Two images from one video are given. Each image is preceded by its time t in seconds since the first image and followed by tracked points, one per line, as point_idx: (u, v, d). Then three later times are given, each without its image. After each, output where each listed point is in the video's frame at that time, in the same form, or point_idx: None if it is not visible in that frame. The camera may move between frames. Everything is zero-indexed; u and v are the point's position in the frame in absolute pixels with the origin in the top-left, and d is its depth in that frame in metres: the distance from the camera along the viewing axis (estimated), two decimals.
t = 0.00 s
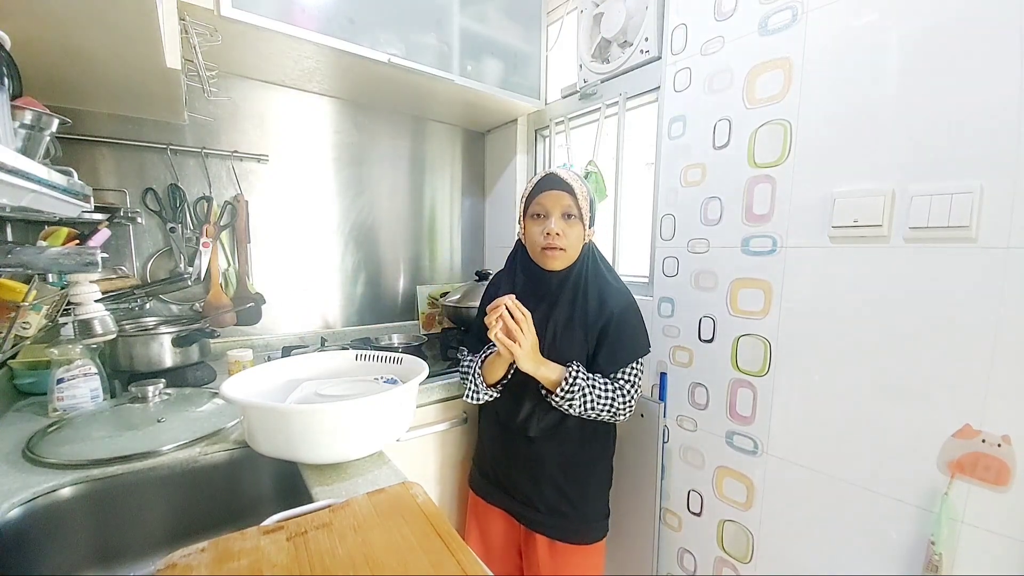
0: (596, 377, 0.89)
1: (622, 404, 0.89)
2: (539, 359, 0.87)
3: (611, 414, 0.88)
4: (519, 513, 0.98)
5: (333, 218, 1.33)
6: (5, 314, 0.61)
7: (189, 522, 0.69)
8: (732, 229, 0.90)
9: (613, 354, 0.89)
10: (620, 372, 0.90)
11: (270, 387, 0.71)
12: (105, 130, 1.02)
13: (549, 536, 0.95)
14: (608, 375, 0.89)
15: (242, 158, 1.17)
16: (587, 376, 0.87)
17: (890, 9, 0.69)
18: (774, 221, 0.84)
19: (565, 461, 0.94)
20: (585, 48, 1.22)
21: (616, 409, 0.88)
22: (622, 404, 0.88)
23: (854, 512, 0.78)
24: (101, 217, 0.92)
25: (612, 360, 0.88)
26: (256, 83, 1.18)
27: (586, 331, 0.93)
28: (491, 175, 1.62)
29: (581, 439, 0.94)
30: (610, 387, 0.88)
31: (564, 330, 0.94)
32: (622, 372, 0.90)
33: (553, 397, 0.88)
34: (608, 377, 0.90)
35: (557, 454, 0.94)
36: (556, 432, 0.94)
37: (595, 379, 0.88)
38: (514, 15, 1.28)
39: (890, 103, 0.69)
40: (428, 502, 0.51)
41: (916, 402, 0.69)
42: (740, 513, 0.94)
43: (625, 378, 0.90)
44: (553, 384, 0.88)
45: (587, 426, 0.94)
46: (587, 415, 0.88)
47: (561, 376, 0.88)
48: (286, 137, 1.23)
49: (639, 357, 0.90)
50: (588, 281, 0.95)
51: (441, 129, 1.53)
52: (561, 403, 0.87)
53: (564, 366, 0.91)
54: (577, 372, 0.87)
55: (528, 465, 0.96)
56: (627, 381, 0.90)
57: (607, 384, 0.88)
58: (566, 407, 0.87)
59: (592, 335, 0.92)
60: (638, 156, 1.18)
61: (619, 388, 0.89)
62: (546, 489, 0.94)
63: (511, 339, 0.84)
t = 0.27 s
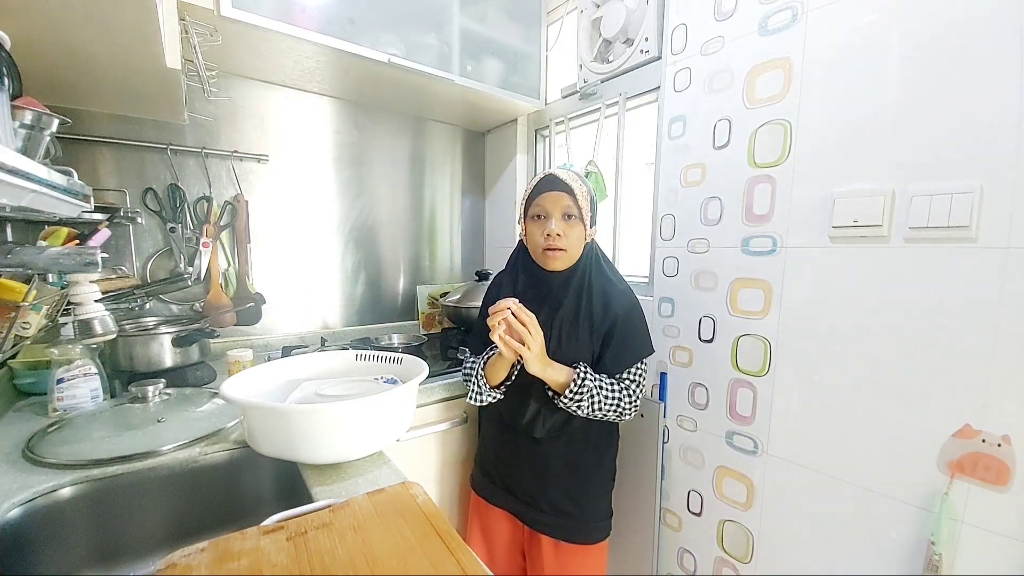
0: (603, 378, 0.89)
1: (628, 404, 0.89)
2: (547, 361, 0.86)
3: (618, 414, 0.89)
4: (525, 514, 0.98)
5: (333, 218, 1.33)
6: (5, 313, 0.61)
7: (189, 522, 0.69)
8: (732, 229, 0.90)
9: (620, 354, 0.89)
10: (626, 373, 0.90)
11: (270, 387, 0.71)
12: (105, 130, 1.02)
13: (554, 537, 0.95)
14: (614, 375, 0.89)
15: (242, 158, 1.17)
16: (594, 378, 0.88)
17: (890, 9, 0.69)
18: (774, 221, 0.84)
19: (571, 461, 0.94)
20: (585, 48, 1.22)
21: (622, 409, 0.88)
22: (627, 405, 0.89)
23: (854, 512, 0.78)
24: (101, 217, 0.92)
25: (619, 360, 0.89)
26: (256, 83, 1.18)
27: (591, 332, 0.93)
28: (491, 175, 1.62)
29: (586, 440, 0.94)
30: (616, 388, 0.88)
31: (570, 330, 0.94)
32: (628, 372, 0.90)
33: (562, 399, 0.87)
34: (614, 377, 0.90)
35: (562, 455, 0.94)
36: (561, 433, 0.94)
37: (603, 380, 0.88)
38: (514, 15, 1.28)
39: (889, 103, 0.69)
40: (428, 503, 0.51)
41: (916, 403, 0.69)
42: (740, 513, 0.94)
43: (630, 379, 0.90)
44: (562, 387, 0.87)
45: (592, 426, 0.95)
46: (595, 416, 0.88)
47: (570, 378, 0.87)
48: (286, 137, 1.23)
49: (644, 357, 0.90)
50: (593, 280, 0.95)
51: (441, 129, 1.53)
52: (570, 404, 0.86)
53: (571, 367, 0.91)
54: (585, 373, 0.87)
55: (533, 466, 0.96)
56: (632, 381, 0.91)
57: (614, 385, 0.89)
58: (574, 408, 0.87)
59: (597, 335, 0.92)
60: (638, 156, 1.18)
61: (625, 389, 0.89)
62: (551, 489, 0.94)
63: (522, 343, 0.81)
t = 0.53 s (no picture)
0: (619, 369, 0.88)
1: (642, 396, 0.89)
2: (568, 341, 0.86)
3: (632, 406, 0.88)
4: (530, 515, 0.98)
5: (333, 218, 1.33)
6: (5, 314, 0.61)
7: (189, 522, 0.69)
8: (732, 229, 0.90)
9: (630, 352, 0.88)
10: (639, 368, 0.90)
11: (271, 387, 0.71)
12: (105, 129, 1.02)
13: (560, 538, 0.95)
14: (628, 369, 0.88)
15: (242, 158, 1.17)
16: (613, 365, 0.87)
17: (890, 9, 0.69)
18: (774, 221, 0.84)
19: (576, 462, 0.94)
20: (585, 48, 1.22)
21: (637, 399, 0.88)
22: (641, 396, 0.89)
23: (853, 511, 0.78)
24: (101, 217, 0.92)
25: (632, 355, 0.87)
26: (256, 83, 1.18)
27: (598, 329, 0.92)
28: (491, 175, 1.62)
29: (591, 441, 0.95)
30: (631, 377, 0.88)
31: (576, 329, 0.93)
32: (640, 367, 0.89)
33: (581, 383, 0.85)
34: (627, 369, 0.88)
35: (568, 455, 0.94)
36: (567, 434, 0.94)
37: (618, 370, 0.88)
38: (514, 15, 1.28)
39: (889, 103, 0.69)
40: (428, 502, 0.51)
41: (916, 402, 0.69)
42: (740, 513, 0.94)
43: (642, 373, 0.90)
44: (583, 370, 0.85)
45: (598, 425, 0.95)
46: (611, 405, 0.87)
47: (589, 361, 0.85)
48: (286, 137, 1.23)
49: (651, 356, 0.89)
50: (597, 281, 0.95)
51: (441, 129, 1.53)
52: (589, 388, 0.84)
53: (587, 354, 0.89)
54: (604, 358, 0.86)
55: (540, 467, 0.96)
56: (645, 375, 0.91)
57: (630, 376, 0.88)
58: (592, 394, 0.85)
59: (607, 331, 0.91)
60: (638, 156, 1.18)
61: (639, 380, 0.89)
62: (558, 489, 0.94)
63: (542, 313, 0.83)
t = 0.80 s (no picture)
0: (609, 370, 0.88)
1: (632, 398, 0.88)
2: (552, 338, 0.86)
3: (621, 407, 0.87)
4: (527, 516, 0.98)
5: (333, 218, 1.33)
6: (5, 314, 0.61)
7: (189, 522, 0.69)
8: (732, 229, 0.90)
9: (623, 351, 0.88)
10: (630, 368, 0.89)
11: (271, 387, 0.71)
12: (105, 129, 1.02)
13: (557, 539, 0.95)
14: (617, 370, 0.88)
15: (242, 158, 1.17)
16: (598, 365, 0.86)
17: (890, 9, 0.69)
18: (774, 221, 0.84)
19: (573, 463, 0.94)
20: (585, 48, 1.22)
21: (625, 400, 0.87)
22: (631, 397, 0.88)
23: (853, 511, 0.78)
24: (101, 217, 0.92)
25: (625, 355, 0.87)
26: (256, 83, 1.18)
27: (592, 328, 0.92)
28: (491, 175, 1.62)
29: (589, 443, 0.94)
30: (620, 377, 0.88)
31: (570, 328, 0.93)
32: (633, 368, 0.89)
33: (564, 382, 0.85)
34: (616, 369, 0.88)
35: (564, 456, 0.94)
36: (564, 437, 0.94)
37: (606, 370, 0.87)
38: (514, 15, 1.28)
39: (890, 102, 0.69)
40: (428, 503, 0.51)
41: (916, 402, 0.69)
42: (740, 513, 0.94)
43: (635, 374, 0.89)
44: (565, 368, 0.85)
45: (596, 426, 0.95)
46: (596, 405, 0.86)
47: (573, 360, 0.85)
48: (286, 137, 1.23)
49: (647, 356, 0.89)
50: (596, 280, 0.95)
51: (441, 129, 1.53)
52: (572, 387, 0.84)
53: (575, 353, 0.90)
54: (590, 357, 0.86)
55: (537, 468, 0.95)
56: (637, 376, 0.90)
57: (618, 376, 0.88)
58: (575, 392, 0.85)
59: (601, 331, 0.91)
60: (638, 156, 1.18)
61: (630, 381, 0.88)
62: (554, 490, 0.94)
63: (518, 319, 0.84)
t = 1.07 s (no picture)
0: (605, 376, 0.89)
1: (628, 403, 0.89)
2: (546, 350, 0.86)
3: (619, 411, 0.88)
4: (522, 514, 0.98)
5: (333, 218, 1.33)
6: (5, 314, 0.61)
7: (189, 522, 0.69)
8: (732, 229, 0.90)
9: (620, 353, 0.89)
10: (627, 371, 0.90)
11: (272, 387, 0.71)
12: (105, 129, 1.02)
13: (552, 539, 0.95)
14: (614, 373, 0.89)
15: (242, 158, 1.17)
16: (594, 373, 0.87)
17: (890, 9, 0.69)
18: (774, 221, 0.84)
19: (569, 463, 0.94)
20: (585, 48, 1.22)
21: (622, 407, 0.88)
22: (628, 402, 0.88)
23: (853, 511, 0.78)
24: (101, 217, 0.92)
25: (619, 359, 0.88)
26: (256, 83, 1.18)
27: (587, 330, 0.92)
28: (491, 176, 1.62)
29: (584, 442, 0.94)
30: (616, 384, 0.88)
31: (566, 329, 0.93)
32: (627, 372, 0.90)
33: (559, 392, 0.86)
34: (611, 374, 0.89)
35: (559, 456, 0.94)
36: (559, 437, 0.94)
37: (602, 377, 0.88)
38: (514, 15, 1.28)
39: (890, 102, 0.69)
40: (428, 503, 0.51)
41: (916, 402, 0.69)
42: (740, 513, 0.94)
43: (630, 378, 0.90)
44: (561, 380, 0.86)
45: (592, 425, 0.95)
46: (593, 412, 0.87)
47: (569, 371, 0.86)
48: (286, 137, 1.23)
49: (643, 359, 0.89)
50: (591, 280, 0.95)
51: (441, 129, 1.53)
52: (567, 398, 0.85)
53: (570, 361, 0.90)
54: (584, 367, 0.86)
55: (532, 468, 0.95)
56: (633, 380, 0.90)
57: (614, 382, 0.88)
58: (571, 402, 0.86)
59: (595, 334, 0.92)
60: (638, 156, 1.18)
61: (626, 387, 0.89)
62: (549, 491, 0.94)
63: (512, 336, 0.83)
